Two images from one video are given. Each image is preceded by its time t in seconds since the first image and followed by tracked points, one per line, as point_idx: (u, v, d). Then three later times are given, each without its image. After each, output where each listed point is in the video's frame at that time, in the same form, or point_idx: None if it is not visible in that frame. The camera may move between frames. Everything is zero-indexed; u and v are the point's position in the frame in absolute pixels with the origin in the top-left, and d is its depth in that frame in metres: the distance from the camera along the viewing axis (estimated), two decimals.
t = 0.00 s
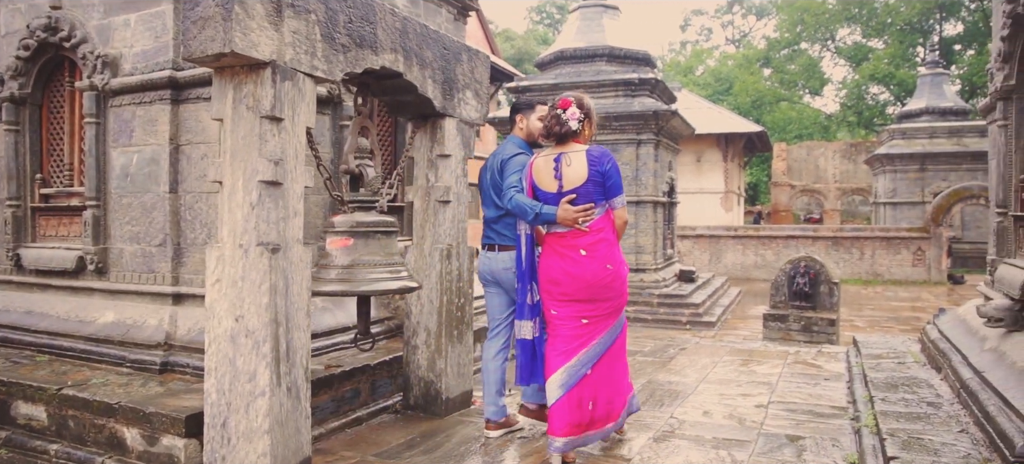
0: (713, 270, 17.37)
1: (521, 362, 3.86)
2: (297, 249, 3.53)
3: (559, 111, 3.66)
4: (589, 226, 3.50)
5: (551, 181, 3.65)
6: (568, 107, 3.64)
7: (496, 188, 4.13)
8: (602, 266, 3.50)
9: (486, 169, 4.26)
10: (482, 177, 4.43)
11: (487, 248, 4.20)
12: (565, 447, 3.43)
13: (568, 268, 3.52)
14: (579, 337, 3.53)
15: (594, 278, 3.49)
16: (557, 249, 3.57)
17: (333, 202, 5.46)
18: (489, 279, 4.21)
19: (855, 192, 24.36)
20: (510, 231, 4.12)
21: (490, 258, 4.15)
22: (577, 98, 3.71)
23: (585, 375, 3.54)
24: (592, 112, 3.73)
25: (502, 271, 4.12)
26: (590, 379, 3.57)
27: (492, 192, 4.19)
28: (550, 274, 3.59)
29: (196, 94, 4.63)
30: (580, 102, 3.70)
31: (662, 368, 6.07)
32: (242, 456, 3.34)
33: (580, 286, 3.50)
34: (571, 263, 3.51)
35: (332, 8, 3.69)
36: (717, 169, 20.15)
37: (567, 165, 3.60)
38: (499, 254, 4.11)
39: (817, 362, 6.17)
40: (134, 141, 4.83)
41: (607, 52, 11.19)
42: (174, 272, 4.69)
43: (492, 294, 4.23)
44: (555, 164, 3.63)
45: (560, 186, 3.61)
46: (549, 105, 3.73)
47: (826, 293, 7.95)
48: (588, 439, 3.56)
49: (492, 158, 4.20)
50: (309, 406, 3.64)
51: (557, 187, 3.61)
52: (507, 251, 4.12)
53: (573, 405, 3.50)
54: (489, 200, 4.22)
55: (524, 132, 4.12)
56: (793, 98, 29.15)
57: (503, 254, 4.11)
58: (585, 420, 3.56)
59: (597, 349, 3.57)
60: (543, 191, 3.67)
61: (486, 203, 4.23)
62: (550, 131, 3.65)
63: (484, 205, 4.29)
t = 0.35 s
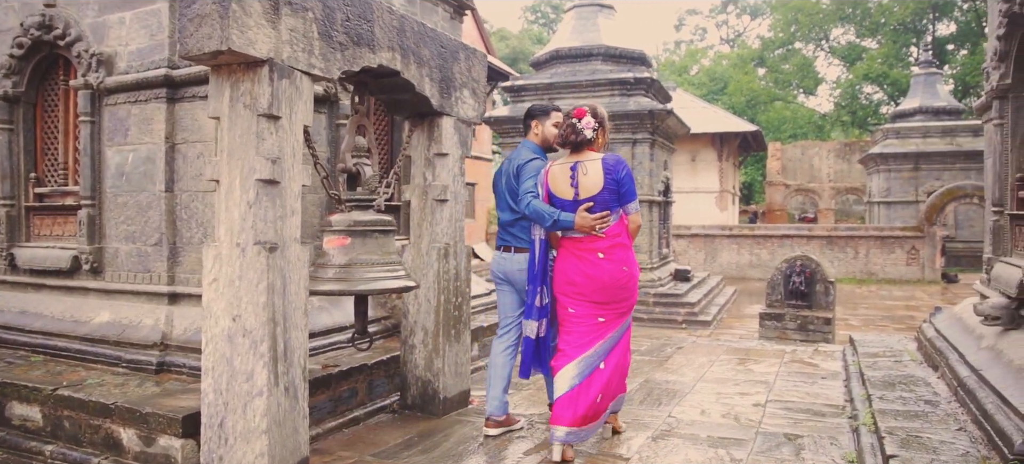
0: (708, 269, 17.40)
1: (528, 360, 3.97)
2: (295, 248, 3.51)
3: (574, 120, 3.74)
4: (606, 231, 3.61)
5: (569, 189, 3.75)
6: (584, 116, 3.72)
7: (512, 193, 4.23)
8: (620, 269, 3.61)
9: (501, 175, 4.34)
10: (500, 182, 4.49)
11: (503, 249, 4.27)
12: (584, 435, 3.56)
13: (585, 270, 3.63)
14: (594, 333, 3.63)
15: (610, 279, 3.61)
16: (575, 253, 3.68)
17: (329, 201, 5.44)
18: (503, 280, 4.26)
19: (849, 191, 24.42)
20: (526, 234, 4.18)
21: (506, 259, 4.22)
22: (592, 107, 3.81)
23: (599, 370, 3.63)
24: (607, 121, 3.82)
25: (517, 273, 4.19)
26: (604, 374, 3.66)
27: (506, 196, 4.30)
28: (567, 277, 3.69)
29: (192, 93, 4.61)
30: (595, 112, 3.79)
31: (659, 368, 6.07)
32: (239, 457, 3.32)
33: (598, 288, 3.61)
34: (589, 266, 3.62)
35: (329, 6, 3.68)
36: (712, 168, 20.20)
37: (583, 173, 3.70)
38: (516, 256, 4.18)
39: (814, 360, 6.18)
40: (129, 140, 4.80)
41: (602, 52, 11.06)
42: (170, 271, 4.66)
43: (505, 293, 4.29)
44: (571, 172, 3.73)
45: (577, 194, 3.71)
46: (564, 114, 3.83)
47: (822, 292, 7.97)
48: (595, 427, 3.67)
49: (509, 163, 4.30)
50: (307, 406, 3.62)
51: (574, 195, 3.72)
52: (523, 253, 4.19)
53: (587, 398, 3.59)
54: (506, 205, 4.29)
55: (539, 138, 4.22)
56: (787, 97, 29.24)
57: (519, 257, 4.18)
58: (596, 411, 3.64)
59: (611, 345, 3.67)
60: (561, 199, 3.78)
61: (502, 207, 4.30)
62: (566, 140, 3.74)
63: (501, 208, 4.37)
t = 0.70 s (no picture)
0: (705, 269, 17.40)
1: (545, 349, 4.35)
2: (292, 247, 3.50)
3: (591, 120, 4.06)
4: (622, 226, 3.92)
5: (587, 186, 4.04)
6: (601, 116, 4.04)
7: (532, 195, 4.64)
8: (635, 262, 3.90)
9: (522, 176, 4.74)
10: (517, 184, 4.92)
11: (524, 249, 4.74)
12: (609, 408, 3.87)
13: (602, 265, 3.92)
14: (613, 324, 3.93)
15: (626, 273, 3.90)
16: (592, 248, 3.97)
17: (327, 201, 5.42)
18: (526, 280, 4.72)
19: (845, 191, 24.45)
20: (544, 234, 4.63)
21: (528, 258, 4.70)
22: (607, 107, 4.12)
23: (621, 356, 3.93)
24: (621, 121, 4.14)
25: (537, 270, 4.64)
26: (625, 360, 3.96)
27: (527, 197, 4.73)
28: (586, 271, 3.97)
29: (188, 92, 4.59)
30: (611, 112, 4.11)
31: (657, 367, 6.05)
32: (236, 457, 3.31)
33: (615, 281, 3.90)
34: (606, 261, 3.90)
35: (326, 4, 3.66)
36: (708, 168, 20.22)
37: (601, 170, 4.01)
38: (535, 256, 4.65)
39: (812, 360, 6.18)
40: (125, 139, 4.78)
41: (599, 51, 10.62)
42: (167, 271, 4.64)
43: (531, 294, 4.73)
44: (590, 169, 4.03)
45: (596, 190, 4.01)
46: (580, 113, 4.14)
47: (819, 291, 7.97)
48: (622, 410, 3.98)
49: (527, 164, 4.70)
50: (304, 405, 3.61)
51: (593, 192, 4.01)
52: (543, 252, 4.65)
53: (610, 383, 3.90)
54: (524, 206, 4.71)
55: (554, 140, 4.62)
56: (783, 97, 29.28)
57: (539, 257, 4.65)
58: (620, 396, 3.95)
59: (632, 335, 3.95)
60: (578, 195, 4.06)
61: (521, 208, 4.73)
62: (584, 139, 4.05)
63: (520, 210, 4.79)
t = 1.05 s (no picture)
0: (700, 269, 17.40)
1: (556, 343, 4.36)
2: (286, 246, 3.48)
3: (598, 117, 4.17)
4: (627, 222, 4.04)
5: (594, 182, 4.14)
6: (607, 114, 4.16)
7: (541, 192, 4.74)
8: (637, 257, 4.05)
9: (533, 173, 4.85)
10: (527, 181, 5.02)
11: (535, 245, 4.86)
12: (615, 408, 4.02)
13: (606, 260, 4.05)
14: (614, 316, 4.04)
15: (629, 267, 4.03)
16: (597, 242, 4.08)
17: (322, 200, 5.41)
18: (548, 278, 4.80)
19: (840, 191, 24.50)
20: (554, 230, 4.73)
21: (538, 253, 4.83)
22: (613, 105, 4.24)
23: (625, 351, 4.00)
24: (626, 119, 4.24)
25: (548, 265, 4.77)
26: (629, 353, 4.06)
27: (535, 193, 4.82)
28: (591, 265, 4.10)
29: (182, 91, 4.57)
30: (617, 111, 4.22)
31: (652, 367, 6.04)
32: (229, 458, 3.29)
33: (617, 275, 4.03)
34: (610, 255, 4.04)
35: (321, 2, 3.64)
36: (704, 168, 20.25)
37: (608, 167, 4.11)
38: (544, 251, 4.79)
39: (807, 359, 6.18)
40: (119, 139, 4.75)
41: (595, 51, 10.41)
42: (160, 271, 4.61)
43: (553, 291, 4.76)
44: (597, 165, 4.13)
45: (603, 186, 4.11)
46: (587, 112, 4.25)
47: (814, 291, 7.98)
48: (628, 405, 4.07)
49: (537, 163, 4.81)
50: (299, 406, 3.59)
51: (600, 187, 4.11)
52: (552, 247, 4.78)
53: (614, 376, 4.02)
54: (534, 202, 4.80)
55: (565, 139, 4.80)
56: (779, 97, 29.35)
57: (547, 251, 4.79)
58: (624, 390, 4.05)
59: (630, 331, 4.03)
60: (585, 191, 4.15)
61: (531, 204, 4.81)
62: (591, 136, 4.16)
63: (529, 207, 4.90)
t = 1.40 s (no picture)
0: (694, 269, 17.40)
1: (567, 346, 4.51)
2: (277, 246, 3.46)
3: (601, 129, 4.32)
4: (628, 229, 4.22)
5: (597, 190, 4.32)
6: (610, 125, 4.30)
7: (545, 195, 4.77)
8: (637, 262, 4.21)
9: (537, 176, 4.85)
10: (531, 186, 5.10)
11: (539, 246, 4.88)
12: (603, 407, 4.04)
13: (607, 264, 4.23)
14: (612, 317, 4.20)
15: (629, 272, 4.20)
16: (599, 248, 4.26)
17: (314, 200, 5.39)
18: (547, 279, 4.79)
19: (834, 192, 24.57)
20: (558, 232, 4.75)
21: (542, 253, 4.82)
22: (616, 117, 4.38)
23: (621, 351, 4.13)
24: (628, 130, 4.41)
25: (554, 265, 4.74)
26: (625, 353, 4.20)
27: (539, 196, 4.85)
28: (593, 270, 4.29)
29: (173, 90, 4.54)
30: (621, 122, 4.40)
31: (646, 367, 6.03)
32: (221, 459, 3.27)
33: (617, 279, 4.21)
34: (611, 261, 4.22)
35: (313, 1, 3.63)
36: (697, 168, 20.28)
37: (611, 176, 4.29)
38: (548, 251, 4.78)
39: (800, 359, 6.18)
40: (110, 138, 4.73)
41: (588, 51, 10.38)
42: (152, 271, 4.59)
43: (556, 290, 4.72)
44: (600, 174, 4.31)
45: (606, 194, 4.29)
46: (591, 122, 4.39)
47: (807, 291, 7.99)
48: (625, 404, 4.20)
49: (541, 167, 4.84)
50: (290, 406, 3.58)
51: (603, 195, 4.29)
52: (557, 247, 4.77)
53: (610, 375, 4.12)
54: (539, 204, 4.84)
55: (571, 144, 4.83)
56: (772, 98, 29.42)
57: (552, 252, 4.77)
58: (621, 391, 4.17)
59: (628, 331, 4.18)
60: (589, 199, 4.34)
61: (535, 207, 4.85)
62: (594, 146, 4.33)
63: (532, 209, 4.89)
